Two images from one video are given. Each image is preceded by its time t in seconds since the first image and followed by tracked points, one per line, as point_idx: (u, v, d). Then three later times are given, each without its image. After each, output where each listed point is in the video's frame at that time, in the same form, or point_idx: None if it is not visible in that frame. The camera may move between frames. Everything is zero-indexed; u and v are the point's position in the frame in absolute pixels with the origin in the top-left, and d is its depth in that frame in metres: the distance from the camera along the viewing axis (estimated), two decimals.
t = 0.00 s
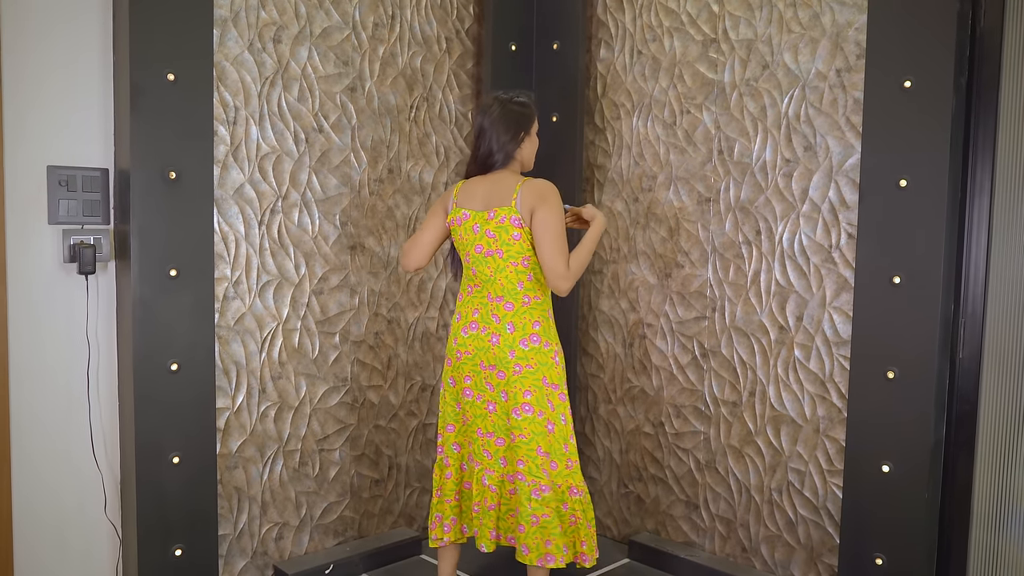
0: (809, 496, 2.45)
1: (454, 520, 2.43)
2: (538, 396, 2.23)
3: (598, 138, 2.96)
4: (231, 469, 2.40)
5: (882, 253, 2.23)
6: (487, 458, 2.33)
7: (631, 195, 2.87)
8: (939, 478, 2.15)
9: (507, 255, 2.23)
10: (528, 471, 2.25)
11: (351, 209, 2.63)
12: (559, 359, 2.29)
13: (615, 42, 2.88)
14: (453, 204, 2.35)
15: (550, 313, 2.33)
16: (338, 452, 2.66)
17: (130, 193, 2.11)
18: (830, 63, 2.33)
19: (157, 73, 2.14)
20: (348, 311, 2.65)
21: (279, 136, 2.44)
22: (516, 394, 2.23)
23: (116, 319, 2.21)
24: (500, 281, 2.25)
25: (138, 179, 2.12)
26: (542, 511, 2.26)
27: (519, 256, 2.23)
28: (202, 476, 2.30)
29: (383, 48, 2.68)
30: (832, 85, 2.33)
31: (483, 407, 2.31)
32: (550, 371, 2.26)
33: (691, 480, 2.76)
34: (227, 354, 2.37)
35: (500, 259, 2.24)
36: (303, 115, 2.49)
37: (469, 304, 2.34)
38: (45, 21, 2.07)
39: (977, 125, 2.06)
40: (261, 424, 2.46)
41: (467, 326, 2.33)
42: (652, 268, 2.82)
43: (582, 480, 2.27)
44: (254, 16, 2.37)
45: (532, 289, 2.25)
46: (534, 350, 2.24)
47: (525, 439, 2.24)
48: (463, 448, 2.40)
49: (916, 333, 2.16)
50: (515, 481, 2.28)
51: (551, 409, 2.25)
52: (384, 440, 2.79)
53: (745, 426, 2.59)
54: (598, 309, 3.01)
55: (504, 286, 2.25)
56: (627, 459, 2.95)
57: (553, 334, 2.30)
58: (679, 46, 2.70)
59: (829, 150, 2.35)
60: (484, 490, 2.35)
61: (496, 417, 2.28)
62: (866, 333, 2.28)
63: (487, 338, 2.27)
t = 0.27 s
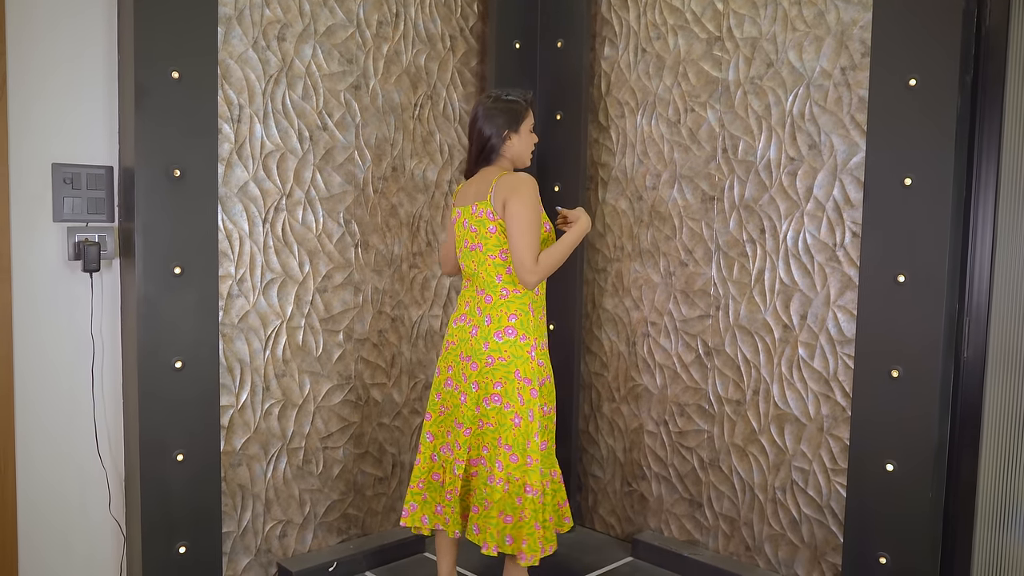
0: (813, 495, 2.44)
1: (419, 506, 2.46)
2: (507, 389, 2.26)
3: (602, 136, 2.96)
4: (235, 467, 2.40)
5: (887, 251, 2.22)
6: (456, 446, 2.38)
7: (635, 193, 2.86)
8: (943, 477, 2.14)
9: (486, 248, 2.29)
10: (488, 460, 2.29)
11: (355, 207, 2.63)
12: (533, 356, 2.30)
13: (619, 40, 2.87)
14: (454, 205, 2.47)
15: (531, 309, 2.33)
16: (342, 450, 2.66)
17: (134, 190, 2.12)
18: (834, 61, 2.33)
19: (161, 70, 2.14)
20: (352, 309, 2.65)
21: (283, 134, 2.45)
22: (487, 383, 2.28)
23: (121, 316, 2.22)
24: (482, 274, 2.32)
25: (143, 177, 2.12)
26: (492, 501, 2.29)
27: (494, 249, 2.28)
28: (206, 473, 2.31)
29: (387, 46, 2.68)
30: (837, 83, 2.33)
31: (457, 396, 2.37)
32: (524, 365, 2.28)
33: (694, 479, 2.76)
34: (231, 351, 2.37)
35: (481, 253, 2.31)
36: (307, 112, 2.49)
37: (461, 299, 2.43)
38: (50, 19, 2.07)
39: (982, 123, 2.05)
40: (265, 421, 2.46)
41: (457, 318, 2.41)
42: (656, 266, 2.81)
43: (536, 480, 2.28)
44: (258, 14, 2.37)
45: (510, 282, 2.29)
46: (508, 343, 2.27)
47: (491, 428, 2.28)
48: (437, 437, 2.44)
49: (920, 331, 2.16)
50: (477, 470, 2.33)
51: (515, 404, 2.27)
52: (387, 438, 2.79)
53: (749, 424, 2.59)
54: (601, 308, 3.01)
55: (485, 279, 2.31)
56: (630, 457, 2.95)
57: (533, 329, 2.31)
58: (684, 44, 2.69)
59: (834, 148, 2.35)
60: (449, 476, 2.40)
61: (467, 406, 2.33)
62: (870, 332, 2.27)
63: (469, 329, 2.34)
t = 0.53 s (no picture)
0: (816, 494, 2.45)
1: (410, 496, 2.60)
2: (490, 390, 2.41)
3: (604, 135, 2.96)
4: (237, 466, 2.40)
5: (889, 250, 2.22)
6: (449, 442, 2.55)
7: (637, 192, 2.86)
8: (946, 476, 2.14)
9: (484, 257, 2.49)
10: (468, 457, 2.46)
11: (357, 206, 2.63)
12: (514, 362, 2.38)
13: (621, 39, 2.87)
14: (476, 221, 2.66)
15: (522, 314, 2.39)
16: (344, 449, 2.66)
17: (136, 190, 2.11)
18: (837, 60, 2.33)
19: (163, 70, 2.14)
20: (354, 308, 2.64)
21: (286, 133, 2.44)
22: (475, 383, 2.46)
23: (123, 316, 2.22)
24: (484, 282, 2.52)
25: (145, 176, 2.12)
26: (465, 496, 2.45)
27: (492, 256, 2.45)
28: (208, 473, 2.30)
29: (389, 45, 2.68)
30: (839, 82, 2.33)
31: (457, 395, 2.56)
32: (505, 368, 2.39)
33: (697, 478, 2.76)
34: (233, 351, 2.37)
35: (482, 262, 2.51)
36: (309, 112, 2.49)
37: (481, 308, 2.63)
38: (51, 17, 2.07)
39: (984, 121, 2.05)
40: (267, 421, 2.46)
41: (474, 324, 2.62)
42: (658, 265, 2.81)
43: (500, 483, 2.38)
44: (260, 13, 2.37)
45: (502, 287, 2.44)
46: (492, 345, 2.41)
47: (474, 426, 2.45)
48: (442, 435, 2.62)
49: (923, 330, 2.16)
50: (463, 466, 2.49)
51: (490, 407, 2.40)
52: (390, 437, 2.79)
53: (751, 423, 2.59)
54: (603, 307, 3.01)
55: (485, 286, 2.50)
56: (632, 457, 2.95)
57: (519, 333, 2.38)
58: (686, 43, 2.69)
59: (836, 147, 2.35)
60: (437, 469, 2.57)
61: (461, 404, 2.51)
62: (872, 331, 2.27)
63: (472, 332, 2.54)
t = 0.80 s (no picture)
0: (814, 495, 2.45)
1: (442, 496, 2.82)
2: (482, 385, 2.55)
3: (602, 136, 2.96)
4: (235, 467, 2.40)
5: (887, 251, 2.23)
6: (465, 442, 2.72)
7: (636, 192, 2.87)
8: (943, 477, 2.15)
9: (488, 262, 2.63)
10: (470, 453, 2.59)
11: (356, 206, 2.63)
12: (498, 358, 2.45)
13: (620, 39, 2.87)
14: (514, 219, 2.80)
15: (506, 310, 2.45)
16: (342, 450, 2.66)
17: (134, 190, 2.11)
18: (835, 61, 2.33)
19: (161, 69, 2.14)
20: (352, 309, 2.64)
21: (284, 133, 2.44)
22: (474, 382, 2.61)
23: (120, 317, 2.21)
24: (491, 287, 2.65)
25: (143, 176, 2.12)
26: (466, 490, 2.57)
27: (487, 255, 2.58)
28: (206, 473, 2.30)
29: (387, 46, 2.68)
30: (837, 83, 2.33)
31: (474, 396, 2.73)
32: (492, 362, 2.49)
33: (695, 478, 2.76)
34: (231, 351, 2.37)
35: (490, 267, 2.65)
36: (308, 112, 2.49)
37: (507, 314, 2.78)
38: (50, 18, 2.07)
39: (982, 122, 2.06)
40: (265, 421, 2.46)
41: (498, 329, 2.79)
42: (656, 265, 2.82)
43: (488, 478, 2.47)
44: (259, 13, 2.36)
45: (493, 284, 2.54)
46: (484, 342, 2.54)
47: (474, 423, 2.59)
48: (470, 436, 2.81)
49: (920, 330, 2.16)
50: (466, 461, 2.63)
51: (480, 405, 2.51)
52: (388, 438, 2.79)
53: (750, 424, 2.59)
54: (602, 307, 3.01)
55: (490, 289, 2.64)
56: (631, 457, 2.95)
57: (503, 327, 2.45)
58: (684, 44, 2.69)
59: (834, 148, 2.35)
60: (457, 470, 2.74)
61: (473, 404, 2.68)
62: (870, 332, 2.28)
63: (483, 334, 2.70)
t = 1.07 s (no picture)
0: (813, 497, 2.44)
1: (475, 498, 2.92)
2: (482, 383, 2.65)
3: (602, 138, 2.96)
4: (233, 468, 2.40)
5: (886, 253, 2.23)
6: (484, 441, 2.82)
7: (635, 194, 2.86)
8: (942, 479, 2.14)
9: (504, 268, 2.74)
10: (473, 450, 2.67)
11: (355, 207, 2.62)
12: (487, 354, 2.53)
13: (619, 41, 2.87)
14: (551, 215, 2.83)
15: (495, 307, 2.55)
16: (341, 451, 2.65)
17: (133, 191, 2.11)
18: (834, 63, 2.33)
19: (161, 70, 2.14)
20: (351, 310, 2.64)
21: (283, 135, 2.44)
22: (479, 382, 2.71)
23: (119, 318, 2.21)
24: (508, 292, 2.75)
25: (142, 177, 2.12)
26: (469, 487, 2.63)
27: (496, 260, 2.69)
28: (204, 474, 2.30)
29: (387, 47, 2.68)
30: (836, 85, 2.33)
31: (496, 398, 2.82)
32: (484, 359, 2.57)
33: (694, 480, 2.75)
34: (230, 352, 2.36)
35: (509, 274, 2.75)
36: (307, 113, 2.49)
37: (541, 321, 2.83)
38: (50, 19, 2.07)
39: (981, 124, 2.06)
40: (263, 423, 2.45)
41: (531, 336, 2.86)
42: (655, 267, 2.81)
43: (478, 473, 2.52)
44: (258, 15, 2.36)
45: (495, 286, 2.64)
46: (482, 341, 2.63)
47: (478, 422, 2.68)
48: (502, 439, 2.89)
49: (919, 333, 2.16)
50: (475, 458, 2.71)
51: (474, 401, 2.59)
52: (387, 439, 2.78)
53: (749, 426, 2.59)
54: (601, 309, 3.01)
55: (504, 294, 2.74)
56: (630, 459, 2.95)
57: (491, 325, 2.53)
58: (683, 46, 2.69)
59: (833, 150, 2.35)
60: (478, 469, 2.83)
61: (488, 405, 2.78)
62: (869, 333, 2.27)
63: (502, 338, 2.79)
